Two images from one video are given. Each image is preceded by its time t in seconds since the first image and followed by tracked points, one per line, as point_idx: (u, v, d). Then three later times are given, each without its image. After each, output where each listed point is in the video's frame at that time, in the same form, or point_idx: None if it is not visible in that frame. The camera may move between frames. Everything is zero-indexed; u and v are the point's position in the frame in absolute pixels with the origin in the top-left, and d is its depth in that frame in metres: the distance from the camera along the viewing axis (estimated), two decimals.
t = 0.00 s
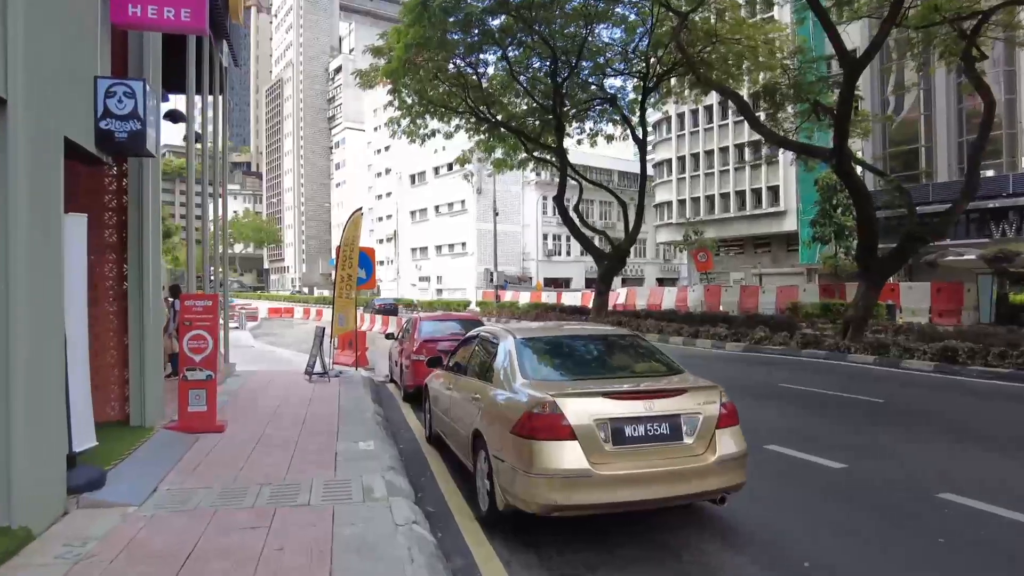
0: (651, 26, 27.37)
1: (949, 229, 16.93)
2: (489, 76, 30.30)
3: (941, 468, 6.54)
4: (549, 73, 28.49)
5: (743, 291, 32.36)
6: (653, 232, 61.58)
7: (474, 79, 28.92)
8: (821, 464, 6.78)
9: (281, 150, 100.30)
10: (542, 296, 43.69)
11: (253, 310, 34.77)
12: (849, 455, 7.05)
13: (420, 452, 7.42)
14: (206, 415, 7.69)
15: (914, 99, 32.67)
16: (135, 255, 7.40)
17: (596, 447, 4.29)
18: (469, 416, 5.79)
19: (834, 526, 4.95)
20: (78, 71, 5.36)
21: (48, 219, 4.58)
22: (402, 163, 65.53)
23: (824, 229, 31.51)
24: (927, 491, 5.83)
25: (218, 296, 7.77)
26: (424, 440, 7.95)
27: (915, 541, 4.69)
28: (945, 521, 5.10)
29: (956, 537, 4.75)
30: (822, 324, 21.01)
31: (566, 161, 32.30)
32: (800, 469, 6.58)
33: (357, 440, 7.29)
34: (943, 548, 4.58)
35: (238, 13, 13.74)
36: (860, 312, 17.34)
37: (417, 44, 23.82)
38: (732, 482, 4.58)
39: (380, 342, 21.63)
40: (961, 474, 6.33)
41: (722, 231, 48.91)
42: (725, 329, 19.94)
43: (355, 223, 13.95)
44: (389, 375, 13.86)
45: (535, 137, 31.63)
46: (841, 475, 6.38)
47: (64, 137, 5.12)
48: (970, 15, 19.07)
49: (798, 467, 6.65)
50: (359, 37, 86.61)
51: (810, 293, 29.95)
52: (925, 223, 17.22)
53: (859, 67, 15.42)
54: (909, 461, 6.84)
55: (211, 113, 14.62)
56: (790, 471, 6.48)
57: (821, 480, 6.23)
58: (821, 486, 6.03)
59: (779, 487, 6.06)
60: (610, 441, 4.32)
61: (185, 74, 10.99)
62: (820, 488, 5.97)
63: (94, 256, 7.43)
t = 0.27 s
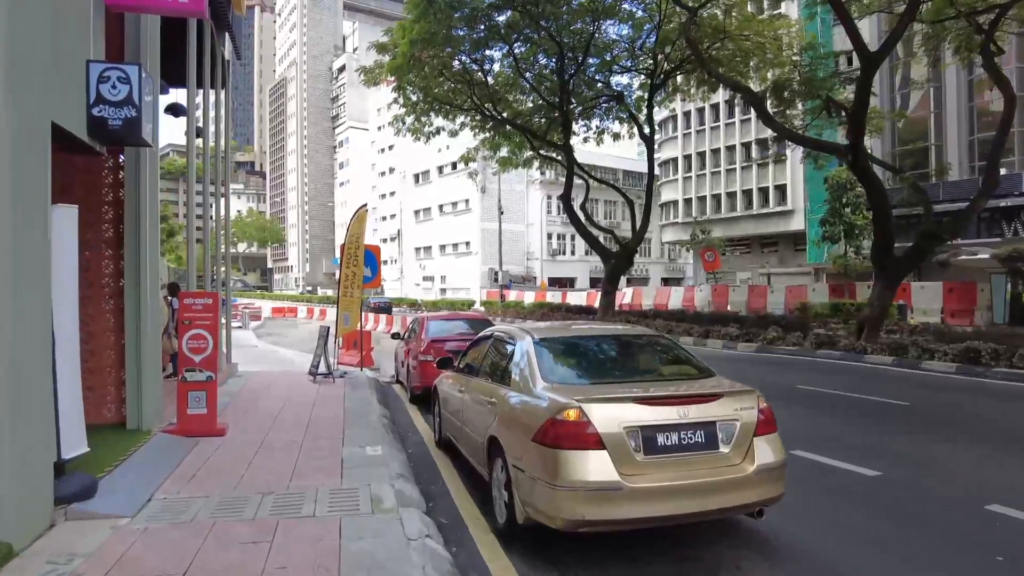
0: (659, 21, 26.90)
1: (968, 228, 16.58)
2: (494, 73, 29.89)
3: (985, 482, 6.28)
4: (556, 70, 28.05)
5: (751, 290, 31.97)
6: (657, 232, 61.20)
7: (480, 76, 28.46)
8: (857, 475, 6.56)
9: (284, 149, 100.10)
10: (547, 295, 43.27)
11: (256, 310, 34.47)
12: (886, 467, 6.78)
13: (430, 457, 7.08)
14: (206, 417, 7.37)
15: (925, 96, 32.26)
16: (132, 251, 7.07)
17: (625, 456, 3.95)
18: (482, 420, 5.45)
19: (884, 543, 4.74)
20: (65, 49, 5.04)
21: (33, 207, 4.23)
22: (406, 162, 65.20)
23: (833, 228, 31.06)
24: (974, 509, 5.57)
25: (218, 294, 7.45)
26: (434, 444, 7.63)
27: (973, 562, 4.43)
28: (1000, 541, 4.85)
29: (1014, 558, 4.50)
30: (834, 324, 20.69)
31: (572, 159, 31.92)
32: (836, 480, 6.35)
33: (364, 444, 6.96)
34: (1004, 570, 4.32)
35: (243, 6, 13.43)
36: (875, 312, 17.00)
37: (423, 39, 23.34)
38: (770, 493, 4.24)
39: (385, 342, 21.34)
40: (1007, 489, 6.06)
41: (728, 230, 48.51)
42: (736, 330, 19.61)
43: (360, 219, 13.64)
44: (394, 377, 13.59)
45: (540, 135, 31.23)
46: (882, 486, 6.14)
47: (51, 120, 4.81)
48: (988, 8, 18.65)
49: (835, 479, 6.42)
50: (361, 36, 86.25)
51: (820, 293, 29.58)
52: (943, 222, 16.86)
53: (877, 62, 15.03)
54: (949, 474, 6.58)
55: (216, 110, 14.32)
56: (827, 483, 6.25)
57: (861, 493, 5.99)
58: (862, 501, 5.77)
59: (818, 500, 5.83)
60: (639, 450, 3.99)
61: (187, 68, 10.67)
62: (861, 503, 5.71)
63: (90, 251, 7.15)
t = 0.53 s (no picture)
0: (668, 20, 26.61)
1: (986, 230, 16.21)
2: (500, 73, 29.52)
3: None
4: (563, 69, 27.75)
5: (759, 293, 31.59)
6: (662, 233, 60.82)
7: (486, 75, 28.12)
8: (893, 488, 6.22)
9: (288, 149, 99.93)
10: (552, 297, 42.95)
11: (260, 310, 34.19)
12: (921, 479, 6.46)
13: (440, 469, 6.76)
14: (207, 425, 7.05)
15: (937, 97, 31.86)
16: (130, 252, 6.78)
17: (658, 478, 3.63)
18: (498, 433, 5.13)
19: (935, 564, 4.41)
20: (55, 32, 4.68)
21: (17, 204, 3.90)
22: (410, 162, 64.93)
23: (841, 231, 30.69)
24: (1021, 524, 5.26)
25: (219, 296, 7.13)
26: (444, 454, 7.30)
27: None
28: None
29: None
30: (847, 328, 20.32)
31: (578, 160, 31.57)
32: (871, 493, 6.01)
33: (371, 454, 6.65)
34: None
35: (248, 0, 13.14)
36: (890, 315, 16.67)
37: (429, 37, 23.05)
38: (812, 517, 3.90)
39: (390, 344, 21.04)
40: None
41: (735, 231, 48.13)
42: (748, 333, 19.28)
43: (365, 219, 13.36)
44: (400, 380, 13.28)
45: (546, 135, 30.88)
46: (921, 500, 5.81)
47: (42, 110, 4.47)
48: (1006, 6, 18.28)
49: (870, 492, 6.08)
50: (366, 35, 86.05)
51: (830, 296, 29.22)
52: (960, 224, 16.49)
53: (895, 60, 14.68)
54: (989, 487, 6.26)
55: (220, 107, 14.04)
56: (863, 496, 5.91)
57: (900, 508, 5.66)
58: (902, 515, 5.45)
59: (855, 514, 5.51)
60: (674, 471, 3.66)
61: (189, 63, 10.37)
62: (901, 519, 5.39)
63: (86, 252, 6.85)
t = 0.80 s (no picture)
0: (675, 19, 26.26)
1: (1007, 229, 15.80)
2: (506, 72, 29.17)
3: None
4: (569, 68, 27.41)
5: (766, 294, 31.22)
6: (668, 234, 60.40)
7: (491, 74, 27.79)
8: (931, 499, 5.83)
9: (292, 150, 99.83)
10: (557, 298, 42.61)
11: (263, 311, 33.92)
12: (960, 489, 6.07)
13: (450, 477, 6.44)
14: (206, 431, 6.76)
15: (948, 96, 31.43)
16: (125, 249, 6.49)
17: (696, 493, 3.32)
18: (515, 442, 4.81)
19: None
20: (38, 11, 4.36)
21: None
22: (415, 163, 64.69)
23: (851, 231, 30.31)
24: None
25: (220, 296, 6.82)
26: (453, 461, 6.98)
27: None
28: None
29: None
30: (860, 329, 19.92)
31: (585, 160, 31.21)
32: (910, 504, 5.63)
33: (378, 462, 6.33)
34: None
35: None
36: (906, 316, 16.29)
37: (435, 35, 22.74)
38: (861, 535, 3.57)
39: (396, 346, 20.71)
40: None
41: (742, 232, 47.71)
42: (760, 334, 18.91)
43: (370, 218, 13.06)
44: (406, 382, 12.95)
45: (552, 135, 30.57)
46: (963, 513, 5.43)
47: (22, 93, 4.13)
48: None
49: (907, 503, 5.70)
50: (370, 36, 85.89)
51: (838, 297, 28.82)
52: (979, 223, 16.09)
53: (913, 55, 14.31)
54: None
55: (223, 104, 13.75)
56: (901, 508, 5.53)
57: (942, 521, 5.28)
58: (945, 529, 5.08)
59: (895, 528, 5.15)
60: (713, 486, 3.35)
61: (190, 57, 10.08)
62: (945, 533, 5.01)
63: (79, 250, 6.55)
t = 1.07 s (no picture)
0: (684, 15, 25.82)
1: None
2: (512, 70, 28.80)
3: None
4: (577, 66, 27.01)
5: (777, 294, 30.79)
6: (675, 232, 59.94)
7: (498, 71, 27.39)
8: (982, 515, 5.44)
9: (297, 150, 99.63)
10: (563, 297, 42.21)
11: (268, 312, 33.65)
12: (1011, 504, 5.67)
13: (465, 489, 6.11)
14: (208, 440, 6.45)
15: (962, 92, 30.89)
16: (123, 248, 6.19)
17: (751, 519, 2.98)
18: (537, 455, 4.48)
19: None
20: None
21: None
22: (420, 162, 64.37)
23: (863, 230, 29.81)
24: None
25: (222, 298, 6.49)
26: (467, 472, 6.64)
27: None
28: None
29: None
30: (878, 329, 19.49)
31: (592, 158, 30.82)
32: (961, 522, 5.24)
33: (390, 473, 6.00)
34: None
35: None
36: (926, 316, 15.88)
37: (441, 32, 22.36)
38: (933, 564, 3.21)
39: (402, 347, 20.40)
40: None
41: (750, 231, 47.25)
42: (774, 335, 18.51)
43: (377, 217, 12.73)
44: (414, 385, 12.61)
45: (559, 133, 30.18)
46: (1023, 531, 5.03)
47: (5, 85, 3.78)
48: None
49: (957, 519, 5.31)
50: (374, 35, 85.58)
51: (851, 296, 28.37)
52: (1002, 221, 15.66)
53: (935, 48, 13.88)
54: None
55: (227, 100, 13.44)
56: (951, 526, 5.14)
57: (998, 541, 4.89)
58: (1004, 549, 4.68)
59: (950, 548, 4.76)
60: (768, 511, 3.00)
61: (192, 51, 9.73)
62: (1006, 555, 4.62)
63: (75, 249, 6.25)
